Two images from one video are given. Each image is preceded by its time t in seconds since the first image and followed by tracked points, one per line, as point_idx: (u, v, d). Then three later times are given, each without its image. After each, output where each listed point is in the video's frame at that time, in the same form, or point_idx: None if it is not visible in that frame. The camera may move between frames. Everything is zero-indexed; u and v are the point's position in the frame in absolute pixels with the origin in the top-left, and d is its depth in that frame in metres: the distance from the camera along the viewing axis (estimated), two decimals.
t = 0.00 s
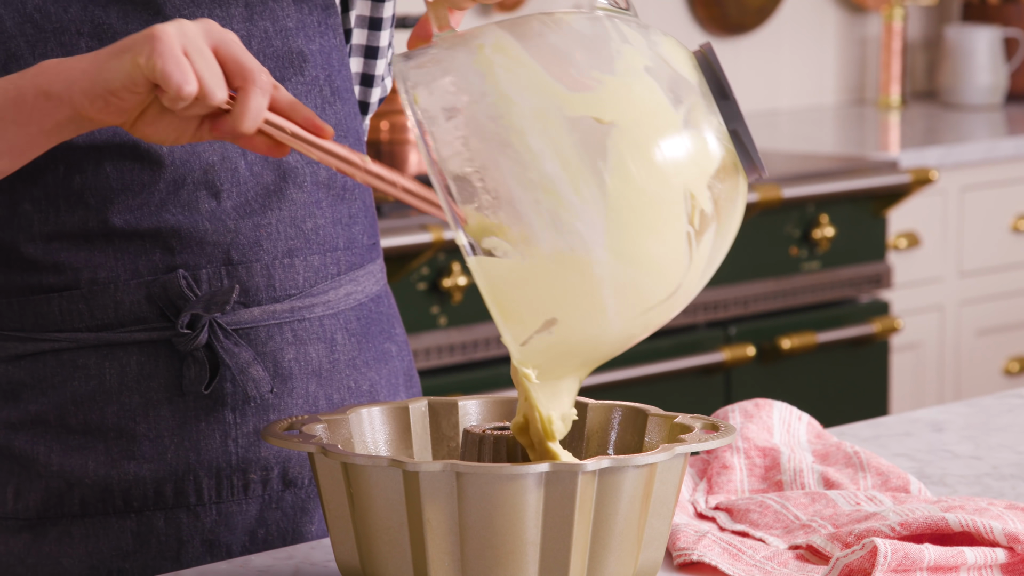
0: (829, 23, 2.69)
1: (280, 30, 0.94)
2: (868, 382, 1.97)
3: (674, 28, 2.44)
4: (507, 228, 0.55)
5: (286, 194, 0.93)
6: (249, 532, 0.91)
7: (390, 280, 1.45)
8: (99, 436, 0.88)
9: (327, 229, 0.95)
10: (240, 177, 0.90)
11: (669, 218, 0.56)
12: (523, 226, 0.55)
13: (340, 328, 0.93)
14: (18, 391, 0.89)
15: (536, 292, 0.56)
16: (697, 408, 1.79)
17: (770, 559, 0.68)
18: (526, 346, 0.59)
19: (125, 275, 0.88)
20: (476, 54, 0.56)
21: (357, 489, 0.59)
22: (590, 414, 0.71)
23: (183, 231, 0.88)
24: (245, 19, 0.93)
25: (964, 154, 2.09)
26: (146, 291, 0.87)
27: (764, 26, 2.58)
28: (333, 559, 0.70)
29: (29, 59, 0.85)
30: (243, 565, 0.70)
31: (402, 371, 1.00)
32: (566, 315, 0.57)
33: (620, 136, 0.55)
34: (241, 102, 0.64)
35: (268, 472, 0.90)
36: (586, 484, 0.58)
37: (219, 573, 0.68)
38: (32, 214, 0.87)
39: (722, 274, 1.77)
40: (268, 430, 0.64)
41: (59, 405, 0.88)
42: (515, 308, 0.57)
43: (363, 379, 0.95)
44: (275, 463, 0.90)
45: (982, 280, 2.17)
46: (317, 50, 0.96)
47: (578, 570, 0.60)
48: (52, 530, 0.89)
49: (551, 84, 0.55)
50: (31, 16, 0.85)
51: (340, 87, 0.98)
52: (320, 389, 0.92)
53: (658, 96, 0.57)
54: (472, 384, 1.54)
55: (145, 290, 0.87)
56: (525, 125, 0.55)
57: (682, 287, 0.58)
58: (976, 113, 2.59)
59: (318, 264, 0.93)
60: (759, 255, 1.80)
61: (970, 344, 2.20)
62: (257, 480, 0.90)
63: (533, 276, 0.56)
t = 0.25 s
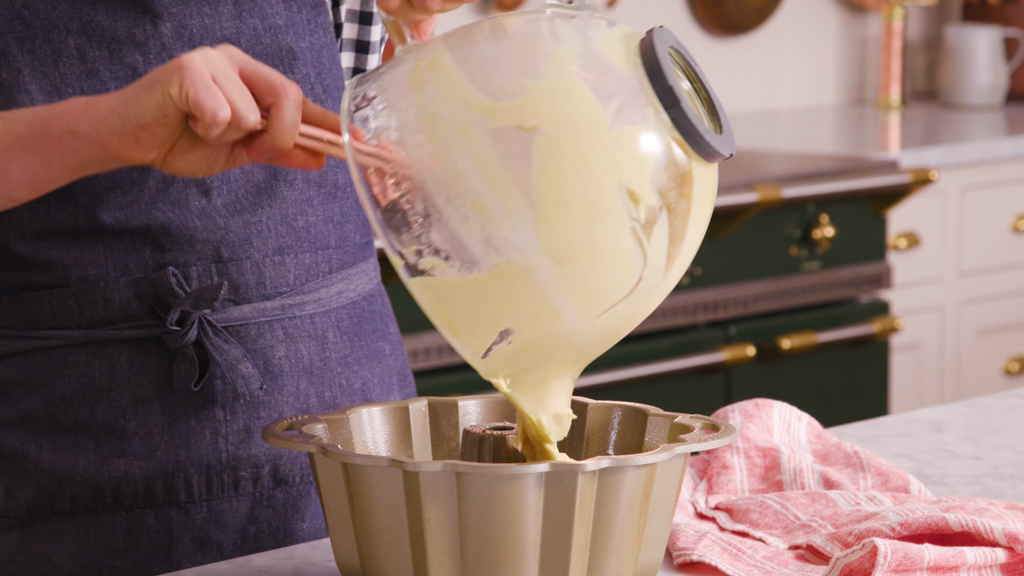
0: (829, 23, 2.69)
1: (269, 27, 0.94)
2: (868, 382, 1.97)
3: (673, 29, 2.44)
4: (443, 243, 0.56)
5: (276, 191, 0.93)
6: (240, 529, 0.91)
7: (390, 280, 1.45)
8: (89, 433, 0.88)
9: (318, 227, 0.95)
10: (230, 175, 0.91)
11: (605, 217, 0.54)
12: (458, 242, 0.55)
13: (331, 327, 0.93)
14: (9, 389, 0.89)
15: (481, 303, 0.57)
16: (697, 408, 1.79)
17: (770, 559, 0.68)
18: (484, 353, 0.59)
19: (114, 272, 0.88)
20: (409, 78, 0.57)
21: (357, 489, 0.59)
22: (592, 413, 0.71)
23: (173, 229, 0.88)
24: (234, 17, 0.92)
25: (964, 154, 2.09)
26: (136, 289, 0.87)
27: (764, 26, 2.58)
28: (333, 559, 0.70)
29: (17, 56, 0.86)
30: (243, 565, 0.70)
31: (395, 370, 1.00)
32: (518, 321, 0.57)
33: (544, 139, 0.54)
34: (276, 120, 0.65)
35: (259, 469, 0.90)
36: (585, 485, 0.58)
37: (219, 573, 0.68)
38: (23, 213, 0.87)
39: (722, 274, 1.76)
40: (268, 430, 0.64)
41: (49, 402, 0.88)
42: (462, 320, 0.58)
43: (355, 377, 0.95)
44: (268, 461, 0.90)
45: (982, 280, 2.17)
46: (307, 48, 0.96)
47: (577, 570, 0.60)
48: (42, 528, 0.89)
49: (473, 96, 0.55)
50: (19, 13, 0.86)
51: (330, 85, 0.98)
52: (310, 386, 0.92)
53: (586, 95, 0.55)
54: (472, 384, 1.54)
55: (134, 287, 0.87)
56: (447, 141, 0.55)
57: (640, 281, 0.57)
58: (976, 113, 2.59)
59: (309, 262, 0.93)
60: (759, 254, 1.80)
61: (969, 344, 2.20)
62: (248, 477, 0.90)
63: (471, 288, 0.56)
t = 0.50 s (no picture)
0: (829, 23, 2.69)
1: (259, 27, 0.93)
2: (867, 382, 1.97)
3: (673, 30, 2.44)
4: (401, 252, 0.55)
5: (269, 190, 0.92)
6: (229, 527, 0.91)
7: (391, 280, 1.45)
8: (77, 430, 0.88)
9: (309, 225, 0.94)
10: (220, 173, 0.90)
11: (564, 232, 0.53)
12: (417, 252, 0.55)
13: (321, 325, 0.93)
14: None
15: (439, 316, 0.56)
16: (696, 408, 1.79)
17: (770, 559, 0.68)
18: (449, 365, 0.58)
19: (102, 269, 0.88)
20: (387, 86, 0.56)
21: (357, 490, 0.59)
22: (593, 414, 0.71)
23: (160, 228, 0.88)
24: (224, 16, 0.92)
25: (964, 154, 2.09)
26: (124, 286, 0.87)
27: (764, 26, 2.58)
28: (333, 559, 0.70)
29: (5, 54, 0.86)
30: (243, 565, 0.70)
31: (389, 368, 1.00)
32: (477, 335, 0.56)
33: (505, 155, 0.53)
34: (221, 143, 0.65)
35: (247, 467, 0.90)
36: (586, 485, 0.58)
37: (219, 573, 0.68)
38: (11, 209, 0.88)
39: (722, 274, 1.77)
40: (269, 430, 0.64)
41: (37, 399, 0.88)
42: (423, 332, 0.57)
43: (346, 376, 0.95)
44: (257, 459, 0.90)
45: (982, 280, 2.17)
46: (299, 47, 0.96)
47: (577, 570, 0.60)
48: (32, 525, 0.89)
49: (443, 106, 0.54)
50: (8, 11, 0.86)
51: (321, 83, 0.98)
52: (300, 385, 0.92)
53: (552, 111, 0.53)
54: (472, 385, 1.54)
55: (121, 284, 0.87)
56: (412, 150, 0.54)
57: (603, 301, 0.55)
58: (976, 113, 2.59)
59: (299, 261, 0.93)
60: (759, 255, 1.80)
61: (969, 344, 2.20)
62: (236, 475, 0.90)
63: (428, 299, 0.55)
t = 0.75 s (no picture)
0: (829, 23, 2.69)
1: (279, 32, 0.95)
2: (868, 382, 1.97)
3: (673, 30, 2.44)
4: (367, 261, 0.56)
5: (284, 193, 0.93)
6: (248, 528, 0.92)
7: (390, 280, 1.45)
8: (95, 431, 0.88)
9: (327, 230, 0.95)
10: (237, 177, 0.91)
11: (517, 233, 0.53)
12: (380, 261, 0.55)
13: (341, 328, 0.93)
14: (20, 387, 0.89)
15: (410, 322, 0.56)
16: (696, 408, 1.79)
17: (771, 559, 0.68)
18: (428, 374, 0.59)
19: (120, 273, 0.89)
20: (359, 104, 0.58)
21: (356, 490, 0.59)
22: (593, 414, 0.71)
23: (178, 232, 0.89)
24: (243, 20, 0.94)
25: (964, 154, 2.09)
26: (141, 289, 0.87)
27: (764, 26, 2.58)
28: (333, 559, 0.70)
29: (23, 59, 0.87)
30: (243, 565, 0.70)
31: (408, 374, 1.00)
32: (450, 340, 0.56)
33: (457, 160, 0.53)
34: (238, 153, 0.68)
35: (264, 470, 0.90)
36: (586, 485, 0.57)
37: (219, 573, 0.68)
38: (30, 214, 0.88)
39: (721, 274, 1.76)
40: (268, 429, 0.64)
41: (57, 401, 0.88)
42: (399, 340, 0.58)
43: (366, 380, 0.95)
44: (273, 460, 0.91)
45: (982, 280, 2.17)
46: (321, 52, 0.97)
47: (577, 570, 0.60)
48: (51, 525, 0.89)
49: (400, 116, 0.55)
50: (26, 18, 0.87)
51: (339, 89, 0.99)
52: (319, 387, 0.92)
53: (502, 113, 0.54)
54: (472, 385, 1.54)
55: (136, 288, 0.88)
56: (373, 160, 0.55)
57: (571, 300, 0.55)
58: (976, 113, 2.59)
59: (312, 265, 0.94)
60: (759, 255, 1.80)
61: (969, 344, 2.20)
62: (253, 477, 0.90)
63: (397, 307, 0.56)
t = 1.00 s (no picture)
0: (829, 22, 2.69)
1: (320, 26, 0.95)
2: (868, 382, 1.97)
3: (673, 29, 2.44)
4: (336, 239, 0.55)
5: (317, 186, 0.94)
6: (275, 517, 0.92)
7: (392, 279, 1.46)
8: (126, 415, 0.89)
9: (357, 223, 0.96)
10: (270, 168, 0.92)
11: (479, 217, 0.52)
12: (347, 239, 0.55)
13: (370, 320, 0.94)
14: (58, 370, 0.91)
15: (374, 304, 0.55)
16: (698, 408, 1.79)
17: (770, 559, 0.68)
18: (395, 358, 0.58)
19: (152, 259, 0.89)
20: (344, 82, 0.58)
21: (357, 490, 0.59)
22: (593, 414, 0.71)
23: (208, 219, 0.89)
24: (282, 14, 0.93)
25: (964, 154, 2.09)
26: (172, 276, 0.88)
27: (764, 26, 2.58)
28: (333, 559, 0.70)
29: (64, 48, 0.88)
30: (243, 565, 0.70)
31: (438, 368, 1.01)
32: (412, 325, 0.55)
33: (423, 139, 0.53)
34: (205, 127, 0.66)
35: (290, 458, 0.91)
36: (586, 485, 0.57)
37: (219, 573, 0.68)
38: (72, 197, 0.88)
39: (721, 274, 1.76)
40: (269, 430, 0.64)
41: (90, 384, 0.89)
42: (364, 321, 0.57)
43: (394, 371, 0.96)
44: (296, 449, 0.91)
45: (982, 280, 2.17)
46: (361, 49, 0.97)
47: (577, 570, 0.60)
48: (85, 508, 0.90)
49: (376, 96, 0.54)
50: (67, 7, 0.87)
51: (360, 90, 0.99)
52: (348, 378, 0.93)
53: (474, 93, 0.53)
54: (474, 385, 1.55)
55: (167, 274, 0.88)
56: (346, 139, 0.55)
57: (535, 287, 0.54)
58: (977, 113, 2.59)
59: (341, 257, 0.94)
60: (759, 255, 1.80)
61: (969, 344, 2.20)
62: (279, 465, 0.91)
63: (361, 287, 0.55)
